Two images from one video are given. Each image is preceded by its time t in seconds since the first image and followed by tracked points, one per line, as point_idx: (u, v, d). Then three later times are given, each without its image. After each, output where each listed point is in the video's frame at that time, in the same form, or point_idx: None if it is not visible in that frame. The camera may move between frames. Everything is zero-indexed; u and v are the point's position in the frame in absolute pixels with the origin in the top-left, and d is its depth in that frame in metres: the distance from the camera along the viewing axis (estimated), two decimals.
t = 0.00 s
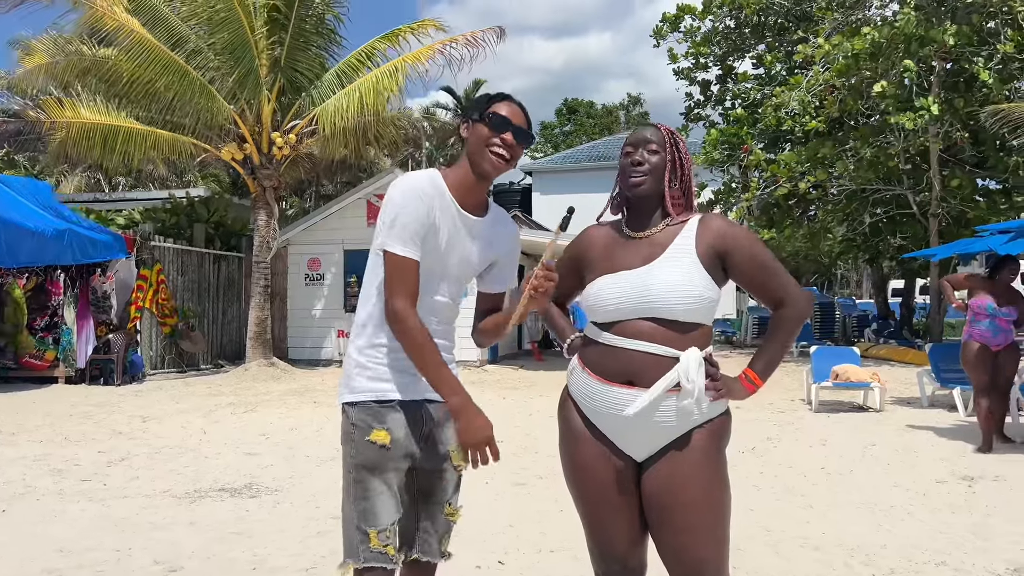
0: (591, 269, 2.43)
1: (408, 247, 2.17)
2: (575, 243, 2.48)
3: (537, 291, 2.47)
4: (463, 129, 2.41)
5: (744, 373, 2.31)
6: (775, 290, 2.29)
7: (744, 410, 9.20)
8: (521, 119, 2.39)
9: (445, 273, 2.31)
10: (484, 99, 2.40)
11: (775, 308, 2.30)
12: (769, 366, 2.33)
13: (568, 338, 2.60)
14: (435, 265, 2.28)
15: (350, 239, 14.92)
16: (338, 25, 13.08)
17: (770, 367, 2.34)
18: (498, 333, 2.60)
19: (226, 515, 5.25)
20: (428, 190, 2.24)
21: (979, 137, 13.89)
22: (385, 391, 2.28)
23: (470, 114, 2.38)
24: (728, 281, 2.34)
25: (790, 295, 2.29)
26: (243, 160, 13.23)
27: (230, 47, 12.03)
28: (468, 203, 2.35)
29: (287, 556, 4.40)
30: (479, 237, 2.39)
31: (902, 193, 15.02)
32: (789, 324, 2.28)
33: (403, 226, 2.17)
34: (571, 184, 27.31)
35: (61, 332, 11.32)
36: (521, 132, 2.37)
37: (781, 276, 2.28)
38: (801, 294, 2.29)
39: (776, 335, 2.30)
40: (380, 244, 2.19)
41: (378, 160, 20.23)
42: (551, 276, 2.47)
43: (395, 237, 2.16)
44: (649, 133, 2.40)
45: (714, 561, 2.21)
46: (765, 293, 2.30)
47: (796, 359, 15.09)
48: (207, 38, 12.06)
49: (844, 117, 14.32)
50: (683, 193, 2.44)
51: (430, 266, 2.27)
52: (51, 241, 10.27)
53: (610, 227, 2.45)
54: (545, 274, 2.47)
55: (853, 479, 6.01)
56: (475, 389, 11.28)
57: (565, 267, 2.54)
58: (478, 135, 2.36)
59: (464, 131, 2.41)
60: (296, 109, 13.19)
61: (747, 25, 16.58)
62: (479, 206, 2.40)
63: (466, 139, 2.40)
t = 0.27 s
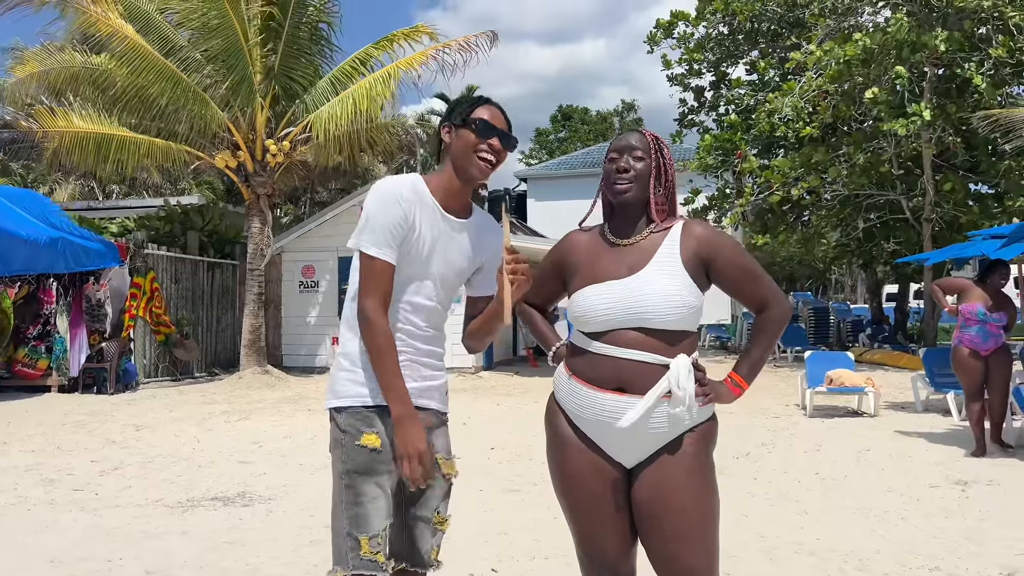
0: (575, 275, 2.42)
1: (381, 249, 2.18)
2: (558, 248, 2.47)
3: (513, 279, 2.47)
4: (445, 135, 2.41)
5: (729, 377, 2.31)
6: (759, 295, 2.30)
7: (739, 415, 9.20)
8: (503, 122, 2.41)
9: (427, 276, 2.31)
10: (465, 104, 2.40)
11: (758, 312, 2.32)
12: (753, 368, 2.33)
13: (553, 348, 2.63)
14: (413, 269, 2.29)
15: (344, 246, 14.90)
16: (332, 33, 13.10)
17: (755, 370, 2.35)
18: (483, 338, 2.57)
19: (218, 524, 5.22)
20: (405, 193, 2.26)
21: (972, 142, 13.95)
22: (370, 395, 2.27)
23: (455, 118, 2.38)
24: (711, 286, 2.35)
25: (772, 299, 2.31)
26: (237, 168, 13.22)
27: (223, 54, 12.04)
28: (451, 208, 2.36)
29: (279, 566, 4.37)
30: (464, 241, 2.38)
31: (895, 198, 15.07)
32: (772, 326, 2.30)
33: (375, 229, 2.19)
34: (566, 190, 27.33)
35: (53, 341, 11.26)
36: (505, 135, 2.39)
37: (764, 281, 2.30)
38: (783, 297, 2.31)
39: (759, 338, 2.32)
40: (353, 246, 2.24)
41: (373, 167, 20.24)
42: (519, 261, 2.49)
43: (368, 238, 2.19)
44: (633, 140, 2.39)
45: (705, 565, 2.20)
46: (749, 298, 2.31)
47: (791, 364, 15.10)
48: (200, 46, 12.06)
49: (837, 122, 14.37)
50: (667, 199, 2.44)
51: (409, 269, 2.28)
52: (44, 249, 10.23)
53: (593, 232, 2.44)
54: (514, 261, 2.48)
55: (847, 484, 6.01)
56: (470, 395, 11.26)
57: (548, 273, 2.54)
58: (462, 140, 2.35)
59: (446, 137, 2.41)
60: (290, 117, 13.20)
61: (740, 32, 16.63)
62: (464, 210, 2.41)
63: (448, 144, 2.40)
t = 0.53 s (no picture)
0: (551, 281, 2.43)
1: (334, 246, 2.20)
2: (536, 252, 2.48)
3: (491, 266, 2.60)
4: (420, 135, 2.39)
5: (705, 380, 2.32)
6: (733, 297, 2.32)
7: (734, 420, 9.19)
8: (477, 123, 2.45)
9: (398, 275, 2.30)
10: (437, 103, 2.41)
11: (733, 315, 2.33)
12: (729, 370, 2.35)
13: (530, 352, 2.63)
14: (377, 269, 2.28)
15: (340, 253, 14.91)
16: (327, 40, 13.13)
17: (731, 373, 2.36)
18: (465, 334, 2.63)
19: (209, 532, 5.21)
20: (370, 192, 2.26)
21: (966, 146, 13.96)
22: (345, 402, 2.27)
23: (432, 117, 2.39)
24: (686, 290, 2.37)
25: (747, 302, 2.33)
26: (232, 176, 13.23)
27: (217, 63, 12.07)
28: (424, 208, 2.36)
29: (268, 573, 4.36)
30: (438, 242, 2.38)
31: (890, 203, 15.09)
32: (748, 329, 2.32)
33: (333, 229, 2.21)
34: (562, 197, 27.37)
35: (48, 349, 11.22)
36: (479, 135, 2.44)
37: (738, 285, 2.32)
38: (757, 301, 2.33)
39: (736, 341, 2.34)
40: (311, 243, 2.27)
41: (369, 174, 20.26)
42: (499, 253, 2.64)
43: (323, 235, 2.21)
44: (607, 145, 2.41)
45: (682, 566, 2.22)
46: (723, 300, 2.32)
47: (788, 369, 15.10)
48: (195, 53, 12.09)
49: (831, 128, 14.41)
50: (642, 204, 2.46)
51: (376, 268, 2.28)
52: (38, 256, 10.28)
53: (569, 237, 2.45)
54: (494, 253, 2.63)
55: (840, 489, 6.00)
56: (465, 402, 11.25)
57: (527, 277, 2.56)
58: (440, 140, 2.37)
59: (421, 137, 2.39)
60: (285, 124, 13.22)
61: (735, 38, 16.67)
62: (436, 210, 2.41)
63: (424, 144, 2.39)
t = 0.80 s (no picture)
0: (536, 283, 2.45)
1: (320, 250, 2.19)
2: (521, 255, 2.52)
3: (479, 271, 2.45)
4: (399, 133, 2.42)
5: (691, 383, 2.32)
6: (718, 299, 2.32)
7: (732, 425, 9.18)
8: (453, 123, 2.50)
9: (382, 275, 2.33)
10: (412, 103, 2.45)
11: (717, 317, 2.34)
12: (716, 372, 2.35)
13: (517, 355, 2.62)
14: (359, 269, 2.29)
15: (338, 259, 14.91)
16: (325, 47, 13.16)
17: (717, 375, 2.36)
18: (442, 335, 2.56)
19: (204, 539, 5.19)
20: (349, 195, 2.27)
21: (963, 150, 13.97)
22: (339, 413, 2.26)
23: (410, 117, 2.42)
24: (670, 292, 2.38)
25: (732, 303, 2.33)
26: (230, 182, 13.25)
27: (214, 69, 12.10)
28: (398, 208, 2.40)
29: None
30: (414, 241, 2.41)
31: (888, 207, 15.09)
32: (732, 331, 2.32)
33: (319, 229, 2.20)
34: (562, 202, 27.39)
35: (46, 356, 11.14)
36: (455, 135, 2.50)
37: (721, 286, 2.32)
38: (742, 302, 2.33)
39: (721, 343, 2.34)
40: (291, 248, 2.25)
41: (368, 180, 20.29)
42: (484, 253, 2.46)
43: (306, 239, 2.20)
44: (586, 148, 2.42)
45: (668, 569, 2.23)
46: (708, 302, 2.33)
47: (787, 373, 15.08)
48: (192, 59, 12.11)
49: (829, 132, 14.42)
50: (623, 205, 2.47)
51: (361, 268, 2.30)
52: (35, 264, 10.25)
53: (553, 241, 2.48)
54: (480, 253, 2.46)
55: (837, 493, 5.98)
56: (463, 407, 11.24)
57: (511, 280, 2.58)
58: (420, 140, 2.42)
59: (399, 135, 2.42)
60: (283, 131, 13.25)
61: (732, 43, 16.69)
62: (409, 210, 2.44)
63: (403, 143, 2.42)
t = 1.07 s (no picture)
0: (533, 283, 2.45)
1: (339, 255, 2.19)
2: (520, 256, 2.53)
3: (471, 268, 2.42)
4: (396, 125, 2.44)
5: (691, 385, 2.31)
6: (716, 301, 2.29)
7: (733, 429, 9.16)
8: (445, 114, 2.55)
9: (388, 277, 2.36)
10: (410, 95, 2.47)
11: (717, 319, 2.30)
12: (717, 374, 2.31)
13: (519, 358, 2.59)
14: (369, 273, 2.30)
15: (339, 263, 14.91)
16: (325, 51, 13.17)
17: (717, 378, 2.32)
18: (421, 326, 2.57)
19: (203, 544, 5.17)
20: (363, 199, 2.26)
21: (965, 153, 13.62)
22: (352, 421, 2.27)
23: (407, 109, 2.45)
24: (670, 293, 2.36)
25: (731, 305, 2.29)
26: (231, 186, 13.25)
27: (215, 73, 12.11)
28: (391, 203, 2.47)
29: None
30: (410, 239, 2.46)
31: (889, 210, 15.07)
32: (731, 332, 2.28)
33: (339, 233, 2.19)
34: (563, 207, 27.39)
35: (47, 361, 11.10)
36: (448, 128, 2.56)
37: (719, 287, 2.29)
38: (742, 303, 2.29)
39: (721, 345, 2.30)
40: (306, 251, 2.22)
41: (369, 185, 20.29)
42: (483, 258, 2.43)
43: (325, 244, 2.18)
44: (586, 149, 2.44)
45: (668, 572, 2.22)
46: (707, 304, 2.30)
47: (789, 378, 15.05)
48: (192, 63, 12.12)
49: (830, 136, 14.41)
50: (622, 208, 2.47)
51: (373, 271, 2.31)
52: (35, 268, 10.30)
53: (552, 242, 2.49)
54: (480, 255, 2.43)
55: (839, 497, 5.95)
56: (464, 411, 11.21)
57: (510, 282, 2.58)
58: (418, 135, 2.46)
59: (395, 127, 2.45)
60: (284, 135, 13.26)
61: (733, 46, 16.69)
62: (395, 202, 2.50)
63: (400, 136, 2.45)
